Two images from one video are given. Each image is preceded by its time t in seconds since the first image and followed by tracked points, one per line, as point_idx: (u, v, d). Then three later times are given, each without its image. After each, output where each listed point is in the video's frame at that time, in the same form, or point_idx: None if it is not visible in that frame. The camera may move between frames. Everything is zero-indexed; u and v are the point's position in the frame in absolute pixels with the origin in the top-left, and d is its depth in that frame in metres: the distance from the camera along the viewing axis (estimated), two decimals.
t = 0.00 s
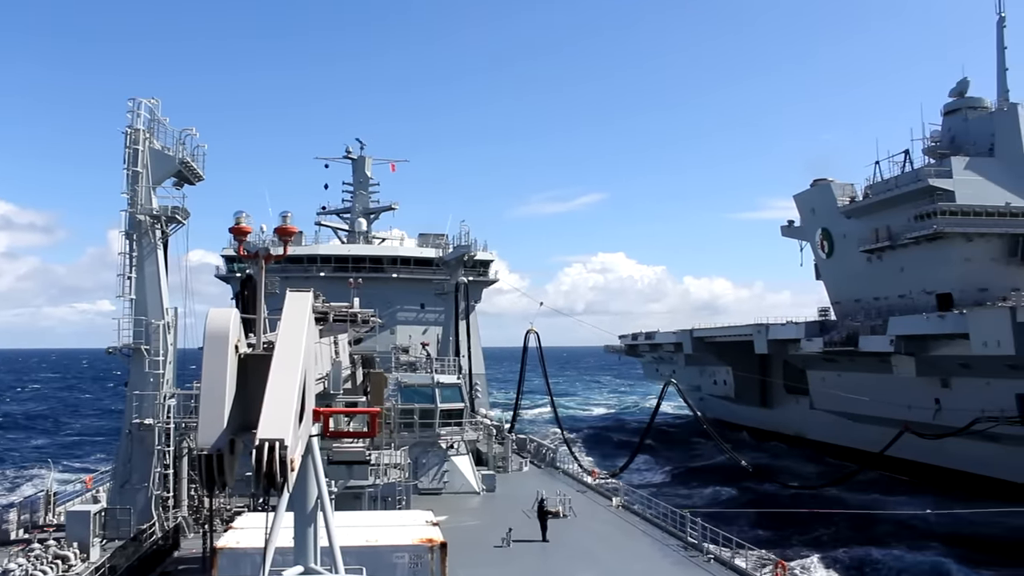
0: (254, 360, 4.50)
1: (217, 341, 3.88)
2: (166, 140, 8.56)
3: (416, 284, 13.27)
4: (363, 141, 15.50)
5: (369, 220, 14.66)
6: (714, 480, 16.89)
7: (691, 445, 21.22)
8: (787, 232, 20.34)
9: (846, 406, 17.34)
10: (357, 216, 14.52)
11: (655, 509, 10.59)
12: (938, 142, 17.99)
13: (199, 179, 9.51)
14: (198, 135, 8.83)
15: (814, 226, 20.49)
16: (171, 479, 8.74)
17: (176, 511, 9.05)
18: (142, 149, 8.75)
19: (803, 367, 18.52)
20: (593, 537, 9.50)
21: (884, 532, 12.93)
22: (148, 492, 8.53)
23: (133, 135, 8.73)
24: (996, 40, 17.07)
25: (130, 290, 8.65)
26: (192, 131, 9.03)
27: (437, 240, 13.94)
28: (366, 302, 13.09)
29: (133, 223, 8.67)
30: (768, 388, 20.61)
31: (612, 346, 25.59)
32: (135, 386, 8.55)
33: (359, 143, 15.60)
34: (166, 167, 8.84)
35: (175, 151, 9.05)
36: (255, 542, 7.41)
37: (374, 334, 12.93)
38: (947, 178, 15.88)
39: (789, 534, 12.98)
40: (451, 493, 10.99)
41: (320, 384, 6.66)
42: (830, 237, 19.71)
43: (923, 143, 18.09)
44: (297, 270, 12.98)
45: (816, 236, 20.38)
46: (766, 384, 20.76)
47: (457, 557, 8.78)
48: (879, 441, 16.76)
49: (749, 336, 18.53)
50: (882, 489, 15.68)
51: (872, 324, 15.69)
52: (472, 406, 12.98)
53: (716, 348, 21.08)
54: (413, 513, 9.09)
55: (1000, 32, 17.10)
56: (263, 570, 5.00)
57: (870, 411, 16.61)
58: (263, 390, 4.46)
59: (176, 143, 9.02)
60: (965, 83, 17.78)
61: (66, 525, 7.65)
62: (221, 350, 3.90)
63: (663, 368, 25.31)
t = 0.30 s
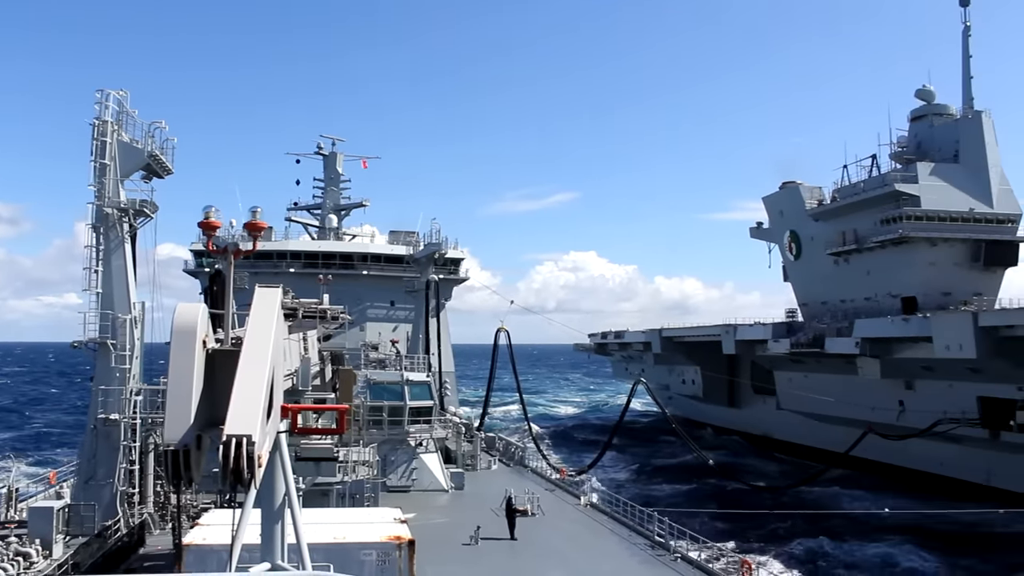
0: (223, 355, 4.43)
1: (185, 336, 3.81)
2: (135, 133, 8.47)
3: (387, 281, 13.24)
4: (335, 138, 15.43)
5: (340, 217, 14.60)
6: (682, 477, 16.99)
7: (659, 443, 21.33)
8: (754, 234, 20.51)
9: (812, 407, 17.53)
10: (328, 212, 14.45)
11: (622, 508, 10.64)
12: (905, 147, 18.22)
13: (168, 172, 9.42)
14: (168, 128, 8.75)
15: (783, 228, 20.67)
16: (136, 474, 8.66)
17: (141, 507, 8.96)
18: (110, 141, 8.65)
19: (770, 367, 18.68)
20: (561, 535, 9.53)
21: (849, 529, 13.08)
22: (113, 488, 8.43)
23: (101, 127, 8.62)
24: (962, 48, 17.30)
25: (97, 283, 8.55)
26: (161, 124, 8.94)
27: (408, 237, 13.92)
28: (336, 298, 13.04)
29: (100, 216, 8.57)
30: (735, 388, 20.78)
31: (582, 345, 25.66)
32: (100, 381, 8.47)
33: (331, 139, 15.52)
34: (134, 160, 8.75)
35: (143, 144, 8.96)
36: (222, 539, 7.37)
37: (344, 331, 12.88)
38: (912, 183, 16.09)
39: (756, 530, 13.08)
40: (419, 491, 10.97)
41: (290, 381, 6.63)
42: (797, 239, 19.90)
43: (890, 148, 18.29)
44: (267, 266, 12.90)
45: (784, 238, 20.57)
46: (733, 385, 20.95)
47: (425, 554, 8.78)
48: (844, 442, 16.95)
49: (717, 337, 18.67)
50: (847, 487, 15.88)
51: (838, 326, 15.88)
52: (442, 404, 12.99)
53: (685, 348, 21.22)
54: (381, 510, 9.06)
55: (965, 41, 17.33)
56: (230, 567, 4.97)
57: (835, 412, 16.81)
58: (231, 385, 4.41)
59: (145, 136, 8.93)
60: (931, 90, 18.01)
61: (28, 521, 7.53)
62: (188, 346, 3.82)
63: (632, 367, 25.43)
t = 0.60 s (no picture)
0: (209, 358, 4.41)
1: (172, 339, 3.78)
2: (119, 135, 8.42)
3: (373, 282, 13.22)
4: (320, 139, 15.39)
5: (326, 218, 14.56)
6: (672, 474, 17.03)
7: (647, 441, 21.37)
8: (739, 230, 20.57)
9: (797, 403, 17.61)
10: (314, 213, 14.41)
11: (611, 507, 10.67)
12: (888, 143, 18.31)
13: (153, 174, 9.38)
14: (153, 129, 8.71)
15: (767, 225, 20.74)
16: (123, 478, 8.63)
17: (129, 511, 8.92)
18: (94, 142, 8.60)
19: (756, 364, 18.74)
20: (549, 535, 9.55)
21: (837, 522, 13.13)
22: (100, 493, 8.38)
23: (85, 128, 8.57)
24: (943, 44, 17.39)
25: (82, 285, 8.50)
26: (146, 125, 8.90)
27: (394, 238, 13.90)
28: (323, 300, 13.01)
29: (84, 219, 8.52)
30: (722, 385, 20.84)
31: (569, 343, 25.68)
32: (86, 385, 8.43)
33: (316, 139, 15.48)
34: (119, 161, 8.71)
35: (127, 146, 8.92)
36: (211, 542, 7.35)
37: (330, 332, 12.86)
38: (895, 179, 16.17)
39: (745, 525, 13.12)
40: (407, 492, 10.97)
41: (277, 384, 6.62)
42: (782, 235, 19.97)
43: (872, 144, 18.36)
44: (253, 268, 12.85)
45: (768, 234, 20.65)
46: (720, 381, 21.02)
47: (414, 556, 8.77)
48: (831, 437, 17.03)
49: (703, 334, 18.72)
50: (834, 481, 15.95)
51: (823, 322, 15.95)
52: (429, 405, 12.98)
53: (671, 346, 21.28)
54: (370, 511, 9.05)
55: (945, 37, 17.43)
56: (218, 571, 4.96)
57: (820, 407, 16.88)
58: (218, 387, 4.40)
59: (129, 137, 8.88)
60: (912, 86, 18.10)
61: (13, 527, 7.46)
62: (175, 349, 3.81)
63: (619, 365, 25.47)
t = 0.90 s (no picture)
0: (202, 357, 4.37)
1: (165, 338, 3.76)
2: (113, 133, 8.39)
3: (366, 282, 13.20)
4: (314, 138, 15.37)
5: (320, 217, 14.53)
6: (666, 473, 17.02)
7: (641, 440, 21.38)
8: (732, 229, 20.58)
9: (789, 402, 17.62)
10: (307, 212, 14.38)
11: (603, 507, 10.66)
12: (881, 143, 18.32)
13: (147, 172, 9.35)
14: (146, 128, 8.68)
15: (760, 224, 20.75)
16: (115, 477, 8.60)
17: (120, 510, 8.89)
18: (87, 140, 8.56)
19: (749, 363, 18.74)
20: (542, 535, 9.54)
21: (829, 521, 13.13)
22: (91, 491, 8.35)
23: (78, 126, 8.53)
24: (935, 43, 17.41)
25: (74, 283, 8.47)
26: (139, 123, 8.87)
27: (388, 237, 13.87)
28: (316, 299, 12.98)
29: (77, 217, 8.49)
30: (715, 384, 20.85)
31: (562, 342, 25.66)
32: (78, 383, 8.40)
33: (310, 138, 15.45)
34: (112, 159, 8.67)
35: (121, 144, 8.88)
36: (203, 541, 7.33)
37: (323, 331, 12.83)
38: (887, 179, 16.19)
39: (738, 524, 13.11)
40: (400, 491, 10.94)
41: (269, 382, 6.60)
42: (774, 235, 19.98)
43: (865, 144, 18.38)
44: (246, 267, 12.81)
45: (761, 233, 20.66)
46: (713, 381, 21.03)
47: (406, 556, 8.75)
48: (824, 436, 17.04)
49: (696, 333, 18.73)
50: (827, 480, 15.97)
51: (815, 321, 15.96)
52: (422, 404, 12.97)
53: (664, 344, 21.27)
54: (362, 511, 9.02)
55: (938, 36, 17.45)
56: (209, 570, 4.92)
57: (813, 407, 16.90)
58: (210, 386, 4.36)
59: (122, 135, 8.85)
60: (905, 85, 18.12)
61: (3, 526, 7.41)
62: (168, 347, 3.78)
63: (612, 364, 25.48)
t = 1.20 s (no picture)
0: (192, 356, 4.32)
1: (154, 337, 3.75)
2: (104, 130, 8.37)
3: (357, 281, 13.19)
4: (306, 137, 15.34)
5: (311, 216, 14.51)
6: (656, 473, 17.04)
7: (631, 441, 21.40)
8: (722, 231, 20.62)
9: (778, 403, 17.67)
10: (299, 211, 14.35)
11: (592, 509, 10.68)
12: (871, 146, 18.39)
13: (138, 170, 9.32)
14: (137, 126, 8.65)
15: (750, 226, 20.80)
16: (103, 476, 8.57)
17: (108, 509, 8.85)
18: (77, 137, 8.54)
19: (738, 364, 18.77)
20: (530, 536, 9.55)
21: (818, 521, 13.16)
22: (78, 490, 8.32)
23: (68, 123, 8.50)
24: (925, 46, 17.48)
25: (63, 281, 8.44)
26: (130, 121, 8.85)
27: (379, 237, 13.87)
28: (306, 298, 12.96)
29: (67, 214, 8.46)
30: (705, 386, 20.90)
31: (553, 342, 25.66)
32: (66, 381, 8.36)
33: (302, 138, 15.43)
34: (102, 157, 8.65)
35: (112, 141, 8.86)
36: (191, 540, 7.31)
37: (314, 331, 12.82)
38: (876, 181, 16.25)
39: (727, 524, 13.13)
40: (389, 492, 10.93)
41: (258, 381, 6.58)
42: (764, 237, 20.03)
43: (855, 146, 18.44)
44: (236, 266, 12.77)
45: (751, 235, 20.71)
46: (702, 382, 21.07)
47: (395, 556, 8.74)
48: (812, 438, 17.10)
49: (685, 335, 18.76)
50: (815, 481, 16.02)
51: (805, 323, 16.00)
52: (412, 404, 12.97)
53: (654, 346, 21.29)
54: (352, 511, 9.01)
55: (928, 40, 17.52)
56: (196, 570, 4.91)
57: (801, 408, 16.95)
58: (199, 385, 4.33)
59: (113, 133, 8.82)
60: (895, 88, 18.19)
61: None
62: (158, 347, 3.75)
63: (601, 365, 25.51)
